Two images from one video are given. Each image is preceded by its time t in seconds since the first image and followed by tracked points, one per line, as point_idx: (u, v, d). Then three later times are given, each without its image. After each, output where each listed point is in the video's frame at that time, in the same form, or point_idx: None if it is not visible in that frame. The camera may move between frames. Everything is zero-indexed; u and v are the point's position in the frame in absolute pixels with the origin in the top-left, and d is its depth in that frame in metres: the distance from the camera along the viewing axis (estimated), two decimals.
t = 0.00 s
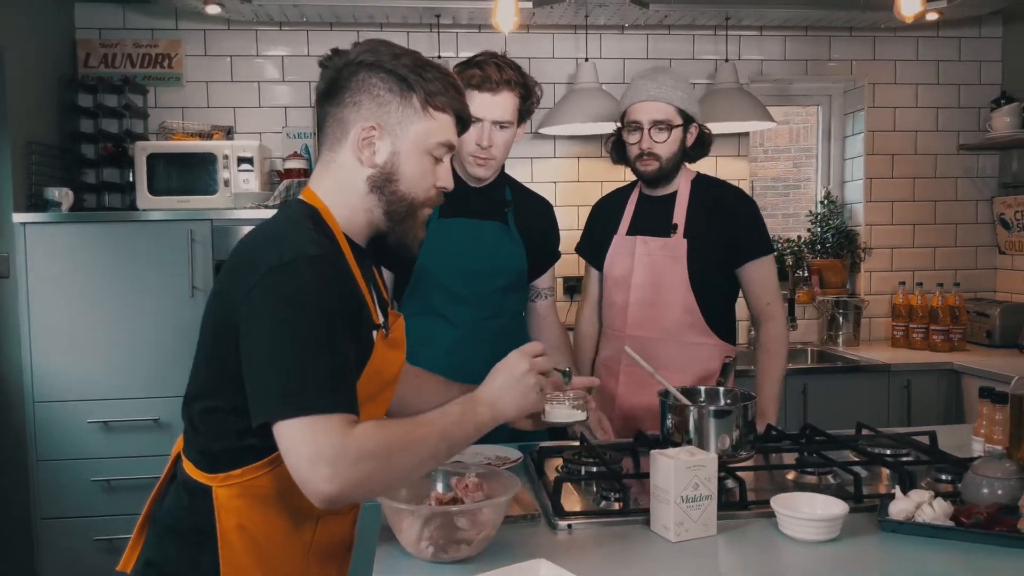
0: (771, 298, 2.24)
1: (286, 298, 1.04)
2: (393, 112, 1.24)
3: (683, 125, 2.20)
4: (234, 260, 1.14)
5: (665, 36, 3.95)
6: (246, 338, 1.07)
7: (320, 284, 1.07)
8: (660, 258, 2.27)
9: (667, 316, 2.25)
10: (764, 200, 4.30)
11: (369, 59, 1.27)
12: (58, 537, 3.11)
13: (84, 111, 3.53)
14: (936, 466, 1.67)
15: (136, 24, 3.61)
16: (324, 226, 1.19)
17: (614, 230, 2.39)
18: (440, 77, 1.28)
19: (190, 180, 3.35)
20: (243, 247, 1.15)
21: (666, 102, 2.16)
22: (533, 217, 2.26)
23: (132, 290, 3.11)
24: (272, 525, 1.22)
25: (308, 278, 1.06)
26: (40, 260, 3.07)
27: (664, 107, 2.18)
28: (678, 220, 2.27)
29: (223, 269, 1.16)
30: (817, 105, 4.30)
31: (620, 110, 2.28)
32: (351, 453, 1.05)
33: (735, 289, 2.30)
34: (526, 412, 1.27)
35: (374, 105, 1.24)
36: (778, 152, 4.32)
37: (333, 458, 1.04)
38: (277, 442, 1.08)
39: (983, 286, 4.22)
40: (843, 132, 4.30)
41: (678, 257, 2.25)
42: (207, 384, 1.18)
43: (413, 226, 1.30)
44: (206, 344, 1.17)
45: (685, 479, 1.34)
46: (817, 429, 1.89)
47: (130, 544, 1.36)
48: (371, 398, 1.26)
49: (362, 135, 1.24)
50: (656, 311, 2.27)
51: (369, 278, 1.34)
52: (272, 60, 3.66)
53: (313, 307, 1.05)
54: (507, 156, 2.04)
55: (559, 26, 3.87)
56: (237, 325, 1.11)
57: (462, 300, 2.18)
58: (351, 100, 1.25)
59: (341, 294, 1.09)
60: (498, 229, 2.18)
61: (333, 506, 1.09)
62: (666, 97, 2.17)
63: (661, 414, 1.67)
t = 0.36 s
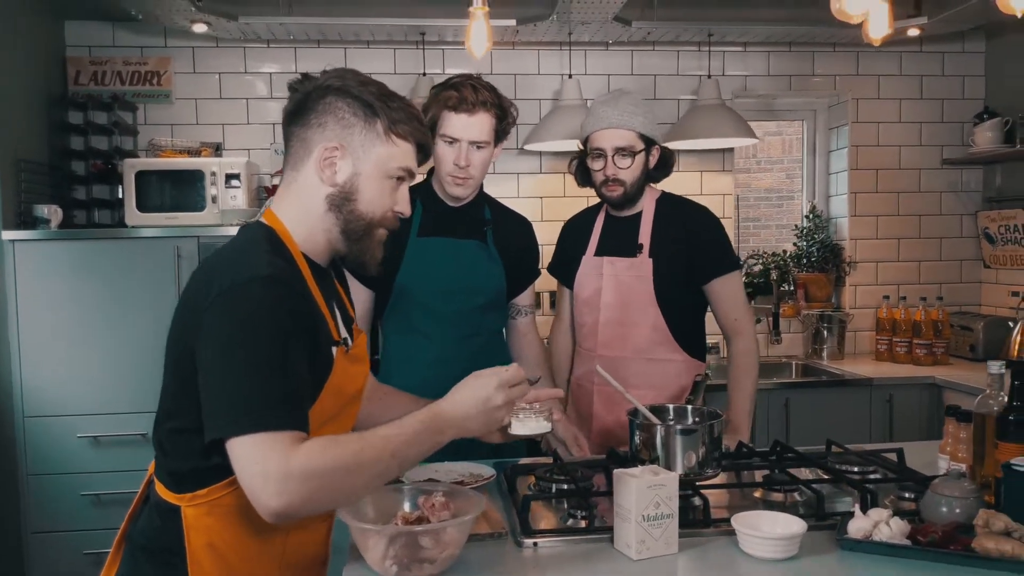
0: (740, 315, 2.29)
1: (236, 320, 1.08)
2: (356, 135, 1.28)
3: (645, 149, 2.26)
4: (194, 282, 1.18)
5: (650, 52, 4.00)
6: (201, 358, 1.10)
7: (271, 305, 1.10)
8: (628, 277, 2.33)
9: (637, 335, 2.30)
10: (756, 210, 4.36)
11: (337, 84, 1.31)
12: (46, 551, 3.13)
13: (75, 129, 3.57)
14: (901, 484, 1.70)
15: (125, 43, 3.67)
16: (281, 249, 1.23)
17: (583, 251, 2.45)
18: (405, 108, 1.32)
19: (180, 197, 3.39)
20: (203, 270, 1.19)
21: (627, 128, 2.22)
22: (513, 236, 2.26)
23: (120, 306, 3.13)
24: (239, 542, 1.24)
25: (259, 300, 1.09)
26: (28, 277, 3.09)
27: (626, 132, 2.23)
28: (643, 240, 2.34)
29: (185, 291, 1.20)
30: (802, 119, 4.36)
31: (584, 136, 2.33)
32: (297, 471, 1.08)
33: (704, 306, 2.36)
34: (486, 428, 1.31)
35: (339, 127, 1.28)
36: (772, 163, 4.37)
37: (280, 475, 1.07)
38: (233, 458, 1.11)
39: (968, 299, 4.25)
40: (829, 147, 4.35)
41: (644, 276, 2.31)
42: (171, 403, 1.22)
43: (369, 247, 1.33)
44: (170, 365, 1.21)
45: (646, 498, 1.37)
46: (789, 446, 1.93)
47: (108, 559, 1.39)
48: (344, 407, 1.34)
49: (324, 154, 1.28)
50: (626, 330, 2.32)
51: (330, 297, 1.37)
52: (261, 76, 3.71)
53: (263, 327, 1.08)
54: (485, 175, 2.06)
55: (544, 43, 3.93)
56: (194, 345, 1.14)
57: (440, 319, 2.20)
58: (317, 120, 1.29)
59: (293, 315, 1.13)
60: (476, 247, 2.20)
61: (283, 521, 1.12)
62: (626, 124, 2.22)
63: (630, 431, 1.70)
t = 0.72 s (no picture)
0: (711, 302, 2.31)
1: (188, 307, 1.07)
2: (320, 131, 1.26)
3: (610, 142, 2.26)
4: (149, 273, 1.17)
5: (633, 51, 4.01)
6: (154, 345, 1.09)
7: (224, 293, 1.09)
8: (601, 270, 2.35)
9: (611, 327, 2.33)
10: (747, 210, 4.39)
11: (303, 79, 1.29)
12: (25, 547, 3.12)
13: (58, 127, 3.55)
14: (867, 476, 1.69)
15: (108, 41, 3.67)
16: (238, 239, 1.22)
17: (550, 247, 2.44)
18: (369, 107, 1.31)
19: (161, 194, 3.39)
20: (157, 260, 1.18)
21: (592, 120, 2.22)
22: (487, 233, 2.26)
23: (99, 302, 3.12)
24: (193, 530, 1.23)
25: (211, 288, 1.09)
26: (6, 272, 3.08)
27: (591, 125, 2.23)
28: (613, 233, 2.36)
29: (140, 282, 1.19)
30: (787, 117, 4.37)
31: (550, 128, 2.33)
32: (252, 456, 1.07)
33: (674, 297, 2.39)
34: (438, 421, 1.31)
35: (303, 122, 1.26)
36: (764, 163, 4.40)
37: (233, 460, 1.06)
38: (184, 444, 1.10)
39: (953, 297, 4.25)
40: (813, 145, 4.36)
41: (617, 268, 2.34)
42: (126, 394, 1.21)
43: (325, 242, 1.33)
44: (125, 356, 1.20)
45: (604, 488, 1.36)
46: (757, 439, 1.91)
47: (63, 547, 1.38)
48: (297, 400, 1.32)
49: (286, 148, 1.26)
50: (599, 322, 2.34)
51: (287, 288, 1.37)
52: (245, 75, 3.71)
53: (215, 314, 1.08)
54: (457, 170, 2.04)
55: (527, 41, 3.94)
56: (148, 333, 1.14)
57: (413, 313, 2.20)
58: (281, 114, 1.27)
59: (245, 303, 1.12)
60: (449, 242, 2.20)
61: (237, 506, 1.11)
62: (589, 116, 2.22)
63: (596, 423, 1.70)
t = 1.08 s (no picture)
0: (714, 288, 2.31)
1: (180, 283, 1.06)
2: (310, 115, 1.25)
3: (610, 130, 2.23)
4: (139, 249, 1.15)
5: (636, 39, 3.99)
6: (144, 322, 1.08)
7: (216, 271, 1.08)
8: (598, 258, 2.33)
9: (607, 315, 2.31)
10: (755, 204, 4.33)
11: (293, 63, 1.27)
12: (27, 535, 3.13)
13: (59, 116, 3.55)
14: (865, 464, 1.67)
15: (111, 30, 3.67)
16: (230, 218, 1.20)
17: (548, 235, 2.43)
18: (360, 91, 1.29)
19: (161, 184, 3.38)
20: (148, 237, 1.16)
21: (591, 108, 2.19)
22: (485, 221, 2.25)
23: (99, 290, 3.12)
24: (179, 511, 1.22)
25: (203, 265, 1.07)
26: (7, 260, 3.08)
27: (590, 113, 2.21)
28: (612, 221, 2.34)
29: (129, 259, 1.17)
30: (792, 107, 4.33)
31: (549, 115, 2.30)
32: (239, 433, 1.06)
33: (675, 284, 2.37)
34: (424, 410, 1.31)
35: (294, 106, 1.24)
36: (772, 155, 4.34)
37: (219, 437, 1.05)
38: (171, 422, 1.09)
39: (960, 288, 4.21)
40: (819, 135, 4.32)
41: (616, 258, 2.32)
42: (114, 372, 1.20)
43: (318, 228, 1.31)
44: (113, 336, 1.19)
45: (596, 473, 1.35)
46: (756, 426, 1.88)
47: (44, 531, 1.38)
48: (284, 383, 1.30)
49: (276, 132, 1.24)
50: (597, 310, 2.33)
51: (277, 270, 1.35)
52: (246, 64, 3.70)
53: (207, 291, 1.06)
54: (453, 155, 2.03)
55: (530, 30, 3.92)
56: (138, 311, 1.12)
57: (410, 300, 2.19)
58: (271, 98, 1.25)
59: (237, 282, 1.11)
60: (445, 229, 2.18)
61: (222, 483, 1.10)
62: (589, 104, 2.19)
63: (591, 410, 1.67)
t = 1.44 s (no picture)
0: (725, 278, 2.28)
1: (169, 256, 1.05)
2: (301, 87, 1.23)
3: (627, 116, 2.21)
4: (128, 224, 1.14)
5: (647, 28, 3.96)
6: (134, 296, 1.07)
7: (206, 243, 1.08)
8: (606, 246, 2.30)
9: (617, 303, 2.28)
10: (770, 198, 4.29)
11: (287, 35, 1.26)
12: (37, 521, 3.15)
13: (68, 105, 3.59)
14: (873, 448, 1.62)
15: (121, 20, 3.69)
16: (221, 193, 1.19)
17: (557, 222, 2.41)
18: (354, 65, 1.28)
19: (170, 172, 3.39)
20: (136, 211, 1.15)
21: (609, 93, 2.17)
22: (490, 205, 2.23)
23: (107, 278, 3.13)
24: (173, 489, 1.22)
25: (193, 238, 1.07)
26: (17, 249, 3.10)
27: (607, 98, 2.19)
28: (623, 208, 2.30)
29: (119, 234, 1.16)
30: (805, 97, 4.28)
31: (564, 100, 2.28)
32: (230, 406, 1.05)
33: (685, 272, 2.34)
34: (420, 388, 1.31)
35: (285, 78, 1.23)
36: (789, 150, 4.30)
37: (210, 409, 1.04)
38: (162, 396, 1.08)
39: (976, 280, 4.15)
40: (832, 125, 4.26)
41: (627, 246, 2.28)
42: (104, 347, 1.19)
43: (309, 203, 1.30)
44: (105, 313, 1.18)
45: (596, 454, 1.33)
46: (763, 413, 1.84)
47: (38, 511, 1.38)
48: (280, 360, 1.31)
49: (267, 103, 1.23)
50: (605, 298, 2.30)
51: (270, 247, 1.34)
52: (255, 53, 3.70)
53: (197, 264, 1.06)
54: (453, 138, 2.00)
55: (540, 19, 3.90)
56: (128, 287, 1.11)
57: (415, 285, 2.18)
58: (264, 69, 1.24)
59: (227, 255, 1.10)
60: (448, 212, 2.16)
61: (214, 457, 1.09)
62: (606, 89, 2.17)
63: (593, 396, 1.65)
